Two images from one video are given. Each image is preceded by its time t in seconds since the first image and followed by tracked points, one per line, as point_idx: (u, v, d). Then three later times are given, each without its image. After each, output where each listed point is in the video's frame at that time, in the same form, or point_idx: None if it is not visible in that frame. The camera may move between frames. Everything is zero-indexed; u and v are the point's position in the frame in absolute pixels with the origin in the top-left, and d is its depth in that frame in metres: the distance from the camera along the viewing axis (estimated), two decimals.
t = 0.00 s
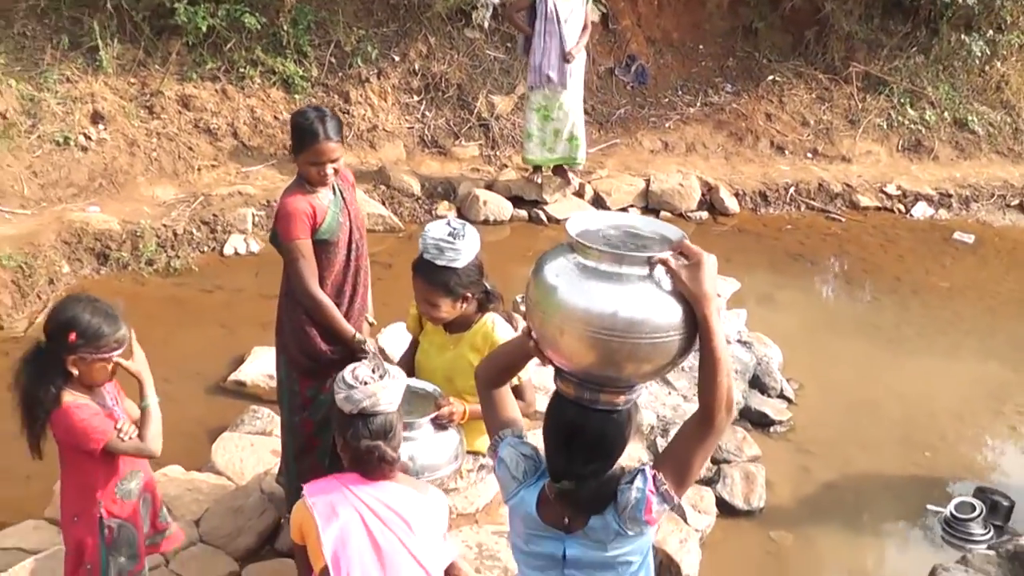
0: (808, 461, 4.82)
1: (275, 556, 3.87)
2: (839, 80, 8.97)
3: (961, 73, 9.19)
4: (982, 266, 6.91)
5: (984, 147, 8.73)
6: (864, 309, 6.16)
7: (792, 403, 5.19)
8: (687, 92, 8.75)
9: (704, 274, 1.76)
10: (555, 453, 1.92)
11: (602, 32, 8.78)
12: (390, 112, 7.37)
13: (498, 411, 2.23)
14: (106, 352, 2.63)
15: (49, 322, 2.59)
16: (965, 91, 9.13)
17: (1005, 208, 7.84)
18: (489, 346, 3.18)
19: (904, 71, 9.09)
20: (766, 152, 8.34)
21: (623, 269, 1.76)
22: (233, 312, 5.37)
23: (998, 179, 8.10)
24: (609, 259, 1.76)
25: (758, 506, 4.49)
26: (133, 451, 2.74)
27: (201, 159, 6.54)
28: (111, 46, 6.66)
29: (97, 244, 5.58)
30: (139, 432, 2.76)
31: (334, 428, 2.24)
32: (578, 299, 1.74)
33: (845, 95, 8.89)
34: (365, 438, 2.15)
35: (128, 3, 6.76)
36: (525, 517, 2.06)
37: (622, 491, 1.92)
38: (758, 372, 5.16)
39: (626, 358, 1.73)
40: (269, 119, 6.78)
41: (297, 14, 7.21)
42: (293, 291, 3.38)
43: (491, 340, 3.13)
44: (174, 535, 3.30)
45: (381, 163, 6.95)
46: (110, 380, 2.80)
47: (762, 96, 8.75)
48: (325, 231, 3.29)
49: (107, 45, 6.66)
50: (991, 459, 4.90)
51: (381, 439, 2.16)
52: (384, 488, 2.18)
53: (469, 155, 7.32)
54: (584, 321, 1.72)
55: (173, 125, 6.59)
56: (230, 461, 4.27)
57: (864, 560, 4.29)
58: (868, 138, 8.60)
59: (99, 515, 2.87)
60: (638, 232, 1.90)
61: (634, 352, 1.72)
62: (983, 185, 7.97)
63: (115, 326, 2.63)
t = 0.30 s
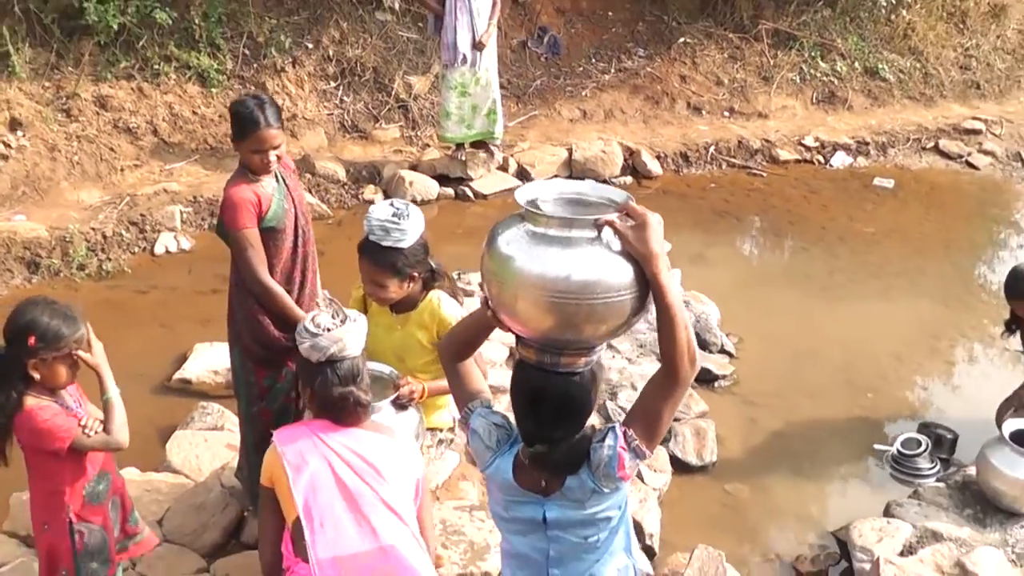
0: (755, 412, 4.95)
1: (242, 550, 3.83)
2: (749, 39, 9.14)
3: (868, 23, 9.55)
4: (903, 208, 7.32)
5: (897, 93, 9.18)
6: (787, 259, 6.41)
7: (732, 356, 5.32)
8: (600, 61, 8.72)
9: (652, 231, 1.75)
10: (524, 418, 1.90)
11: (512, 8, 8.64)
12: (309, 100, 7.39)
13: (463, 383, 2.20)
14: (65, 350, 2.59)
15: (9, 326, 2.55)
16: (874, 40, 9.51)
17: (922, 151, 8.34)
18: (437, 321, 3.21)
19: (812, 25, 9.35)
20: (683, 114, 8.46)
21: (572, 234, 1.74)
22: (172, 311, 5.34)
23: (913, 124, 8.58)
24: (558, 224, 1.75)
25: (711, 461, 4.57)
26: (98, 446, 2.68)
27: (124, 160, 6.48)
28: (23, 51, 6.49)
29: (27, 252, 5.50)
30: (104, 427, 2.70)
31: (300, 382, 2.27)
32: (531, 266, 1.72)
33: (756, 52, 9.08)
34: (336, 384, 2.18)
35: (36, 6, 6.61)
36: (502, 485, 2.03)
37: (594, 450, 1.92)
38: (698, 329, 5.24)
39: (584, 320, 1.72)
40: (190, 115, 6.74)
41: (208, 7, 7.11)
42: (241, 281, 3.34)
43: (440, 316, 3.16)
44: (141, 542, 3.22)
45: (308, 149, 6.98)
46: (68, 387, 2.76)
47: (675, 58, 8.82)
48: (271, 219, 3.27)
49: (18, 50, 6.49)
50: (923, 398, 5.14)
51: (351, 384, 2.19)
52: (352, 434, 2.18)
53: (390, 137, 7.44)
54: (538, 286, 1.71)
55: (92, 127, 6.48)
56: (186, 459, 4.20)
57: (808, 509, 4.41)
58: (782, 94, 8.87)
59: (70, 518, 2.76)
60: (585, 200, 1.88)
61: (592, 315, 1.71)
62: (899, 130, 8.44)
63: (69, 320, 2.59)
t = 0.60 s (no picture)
0: (727, 427, 5.06)
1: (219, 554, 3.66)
2: (723, 55, 9.26)
3: (842, 44, 9.71)
4: (873, 228, 7.52)
5: (868, 114, 9.26)
6: (758, 275, 6.60)
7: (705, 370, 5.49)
8: (575, 72, 8.80)
9: (662, 246, 1.69)
10: (522, 427, 1.83)
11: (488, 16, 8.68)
12: (286, 102, 7.41)
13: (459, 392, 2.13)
14: (54, 350, 2.47)
15: None
16: (846, 61, 9.63)
17: (893, 171, 8.55)
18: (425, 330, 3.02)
19: (787, 44, 9.48)
20: (658, 128, 8.50)
21: (581, 246, 1.68)
22: (147, 310, 5.34)
23: (884, 144, 8.82)
24: (567, 236, 1.69)
25: (685, 475, 4.61)
26: (94, 431, 2.57)
27: (99, 157, 6.45)
28: None
29: None
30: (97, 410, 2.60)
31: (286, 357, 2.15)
32: (540, 276, 1.66)
33: (730, 69, 9.18)
34: (324, 357, 2.05)
35: None
36: (498, 492, 1.96)
37: (591, 460, 1.84)
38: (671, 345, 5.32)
39: (590, 334, 1.66)
40: (166, 114, 6.72)
41: (186, 6, 7.11)
42: (228, 283, 3.22)
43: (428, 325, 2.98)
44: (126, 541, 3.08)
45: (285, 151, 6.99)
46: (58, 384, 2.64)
47: (650, 72, 8.89)
48: (261, 222, 3.14)
49: None
50: (885, 416, 5.29)
51: (339, 357, 2.07)
52: (336, 412, 2.03)
53: (367, 143, 7.44)
54: (546, 298, 1.65)
55: (67, 123, 6.44)
56: (162, 460, 4.08)
57: (768, 523, 4.49)
58: (755, 111, 8.92)
59: (58, 514, 2.65)
60: (592, 213, 1.82)
61: (599, 329, 1.65)
62: (870, 151, 8.67)
63: (56, 314, 2.48)
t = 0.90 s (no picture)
0: (727, 419, 5.07)
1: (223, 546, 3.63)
2: (720, 47, 9.23)
3: (838, 37, 9.73)
4: (870, 220, 7.54)
5: (865, 107, 9.35)
6: (754, 266, 6.61)
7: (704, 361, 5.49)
8: (573, 64, 8.78)
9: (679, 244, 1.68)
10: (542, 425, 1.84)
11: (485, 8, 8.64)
12: (283, 94, 7.39)
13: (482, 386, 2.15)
14: (62, 343, 2.42)
15: None
16: (843, 53, 9.68)
17: (890, 164, 8.58)
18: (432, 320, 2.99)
19: (783, 36, 9.47)
20: (655, 119, 8.50)
21: (599, 245, 1.67)
22: (146, 303, 5.33)
23: (881, 137, 8.85)
24: (584, 235, 1.68)
25: (685, 466, 4.62)
26: (107, 430, 2.52)
27: (95, 148, 6.43)
28: None
29: None
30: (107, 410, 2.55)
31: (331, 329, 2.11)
32: (558, 275, 1.65)
33: (727, 61, 9.16)
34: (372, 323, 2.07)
35: None
36: (515, 482, 1.98)
37: (606, 457, 1.84)
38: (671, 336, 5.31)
39: (608, 333, 1.64)
40: (162, 105, 6.70)
41: None
42: (230, 273, 3.19)
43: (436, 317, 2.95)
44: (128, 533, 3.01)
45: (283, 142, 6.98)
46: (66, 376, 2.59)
47: (647, 64, 8.88)
48: (263, 213, 3.11)
49: None
50: (882, 407, 5.31)
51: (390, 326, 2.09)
52: (407, 410, 2.02)
53: (363, 134, 7.45)
54: (565, 297, 1.63)
55: (63, 114, 6.43)
56: (165, 453, 4.06)
57: (767, 513, 4.50)
58: (752, 103, 8.94)
59: (67, 506, 2.63)
60: (612, 211, 1.81)
61: (614, 326, 1.63)
62: (868, 144, 8.72)
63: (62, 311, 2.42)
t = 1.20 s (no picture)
0: (737, 384, 5.08)
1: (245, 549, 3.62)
2: (704, 15, 9.19)
3: None
4: (865, 176, 7.55)
5: (852, 63, 9.36)
6: (753, 230, 6.61)
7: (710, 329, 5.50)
8: (557, 42, 8.76)
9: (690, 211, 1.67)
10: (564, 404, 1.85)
11: None
12: (270, 93, 7.39)
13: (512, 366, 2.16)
14: (73, 353, 2.44)
15: (8, 340, 2.38)
16: (827, 12, 9.67)
17: (881, 119, 8.59)
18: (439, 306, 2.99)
19: None
20: (643, 92, 8.50)
21: (611, 216, 1.68)
22: (149, 313, 5.34)
23: (870, 93, 8.85)
24: (597, 205, 1.68)
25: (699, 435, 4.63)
26: (121, 462, 2.52)
27: (87, 162, 6.43)
28: None
29: None
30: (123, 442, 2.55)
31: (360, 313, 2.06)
32: (575, 247, 1.65)
33: (711, 28, 9.13)
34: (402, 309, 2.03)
35: None
36: (541, 461, 1.99)
37: (628, 434, 1.85)
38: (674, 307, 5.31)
39: (626, 303, 1.64)
40: (150, 114, 6.70)
41: (162, 4, 7.07)
42: (232, 275, 3.19)
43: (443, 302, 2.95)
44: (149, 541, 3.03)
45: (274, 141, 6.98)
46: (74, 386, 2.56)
47: (631, 37, 8.86)
48: (261, 212, 3.11)
49: None
50: (889, 361, 5.32)
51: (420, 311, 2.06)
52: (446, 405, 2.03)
53: (353, 128, 7.46)
54: (582, 269, 1.64)
55: (53, 131, 6.42)
56: (179, 460, 4.07)
57: (783, 475, 4.51)
58: (739, 68, 8.94)
59: (89, 521, 2.65)
60: (626, 184, 1.81)
61: (632, 294, 1.63)
62: (857, 100, 8.72)
63: (66, 327, 2.42)
